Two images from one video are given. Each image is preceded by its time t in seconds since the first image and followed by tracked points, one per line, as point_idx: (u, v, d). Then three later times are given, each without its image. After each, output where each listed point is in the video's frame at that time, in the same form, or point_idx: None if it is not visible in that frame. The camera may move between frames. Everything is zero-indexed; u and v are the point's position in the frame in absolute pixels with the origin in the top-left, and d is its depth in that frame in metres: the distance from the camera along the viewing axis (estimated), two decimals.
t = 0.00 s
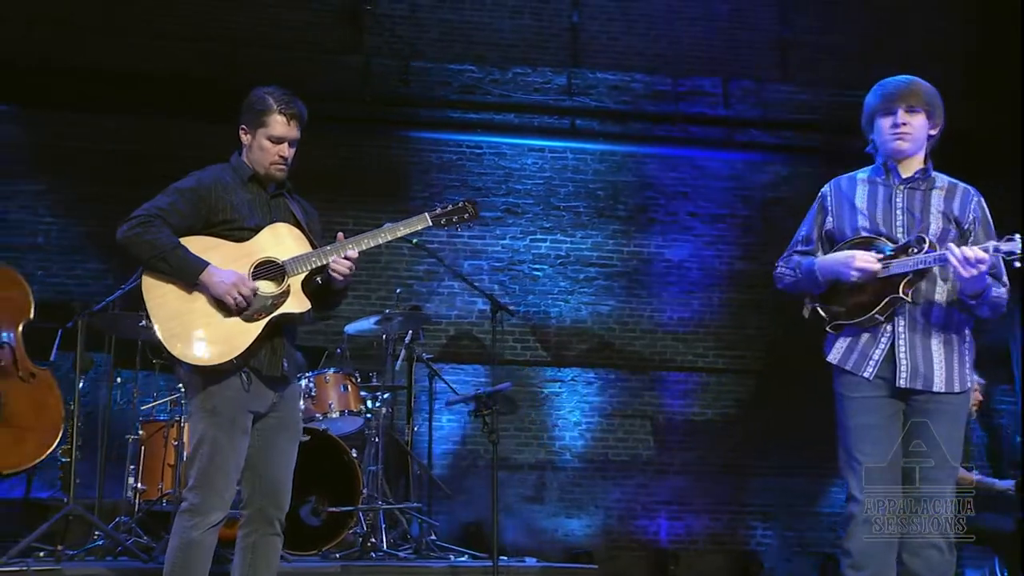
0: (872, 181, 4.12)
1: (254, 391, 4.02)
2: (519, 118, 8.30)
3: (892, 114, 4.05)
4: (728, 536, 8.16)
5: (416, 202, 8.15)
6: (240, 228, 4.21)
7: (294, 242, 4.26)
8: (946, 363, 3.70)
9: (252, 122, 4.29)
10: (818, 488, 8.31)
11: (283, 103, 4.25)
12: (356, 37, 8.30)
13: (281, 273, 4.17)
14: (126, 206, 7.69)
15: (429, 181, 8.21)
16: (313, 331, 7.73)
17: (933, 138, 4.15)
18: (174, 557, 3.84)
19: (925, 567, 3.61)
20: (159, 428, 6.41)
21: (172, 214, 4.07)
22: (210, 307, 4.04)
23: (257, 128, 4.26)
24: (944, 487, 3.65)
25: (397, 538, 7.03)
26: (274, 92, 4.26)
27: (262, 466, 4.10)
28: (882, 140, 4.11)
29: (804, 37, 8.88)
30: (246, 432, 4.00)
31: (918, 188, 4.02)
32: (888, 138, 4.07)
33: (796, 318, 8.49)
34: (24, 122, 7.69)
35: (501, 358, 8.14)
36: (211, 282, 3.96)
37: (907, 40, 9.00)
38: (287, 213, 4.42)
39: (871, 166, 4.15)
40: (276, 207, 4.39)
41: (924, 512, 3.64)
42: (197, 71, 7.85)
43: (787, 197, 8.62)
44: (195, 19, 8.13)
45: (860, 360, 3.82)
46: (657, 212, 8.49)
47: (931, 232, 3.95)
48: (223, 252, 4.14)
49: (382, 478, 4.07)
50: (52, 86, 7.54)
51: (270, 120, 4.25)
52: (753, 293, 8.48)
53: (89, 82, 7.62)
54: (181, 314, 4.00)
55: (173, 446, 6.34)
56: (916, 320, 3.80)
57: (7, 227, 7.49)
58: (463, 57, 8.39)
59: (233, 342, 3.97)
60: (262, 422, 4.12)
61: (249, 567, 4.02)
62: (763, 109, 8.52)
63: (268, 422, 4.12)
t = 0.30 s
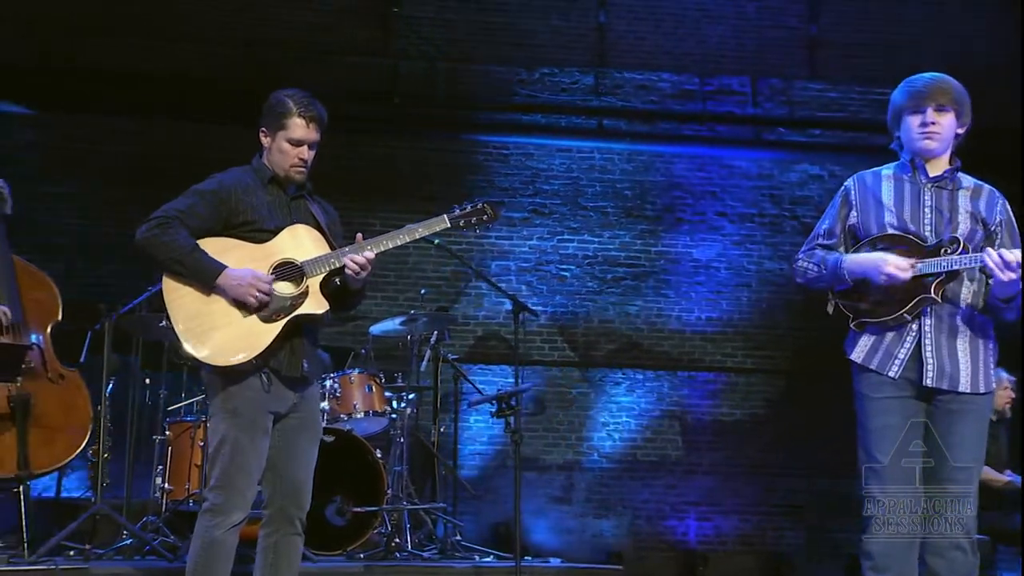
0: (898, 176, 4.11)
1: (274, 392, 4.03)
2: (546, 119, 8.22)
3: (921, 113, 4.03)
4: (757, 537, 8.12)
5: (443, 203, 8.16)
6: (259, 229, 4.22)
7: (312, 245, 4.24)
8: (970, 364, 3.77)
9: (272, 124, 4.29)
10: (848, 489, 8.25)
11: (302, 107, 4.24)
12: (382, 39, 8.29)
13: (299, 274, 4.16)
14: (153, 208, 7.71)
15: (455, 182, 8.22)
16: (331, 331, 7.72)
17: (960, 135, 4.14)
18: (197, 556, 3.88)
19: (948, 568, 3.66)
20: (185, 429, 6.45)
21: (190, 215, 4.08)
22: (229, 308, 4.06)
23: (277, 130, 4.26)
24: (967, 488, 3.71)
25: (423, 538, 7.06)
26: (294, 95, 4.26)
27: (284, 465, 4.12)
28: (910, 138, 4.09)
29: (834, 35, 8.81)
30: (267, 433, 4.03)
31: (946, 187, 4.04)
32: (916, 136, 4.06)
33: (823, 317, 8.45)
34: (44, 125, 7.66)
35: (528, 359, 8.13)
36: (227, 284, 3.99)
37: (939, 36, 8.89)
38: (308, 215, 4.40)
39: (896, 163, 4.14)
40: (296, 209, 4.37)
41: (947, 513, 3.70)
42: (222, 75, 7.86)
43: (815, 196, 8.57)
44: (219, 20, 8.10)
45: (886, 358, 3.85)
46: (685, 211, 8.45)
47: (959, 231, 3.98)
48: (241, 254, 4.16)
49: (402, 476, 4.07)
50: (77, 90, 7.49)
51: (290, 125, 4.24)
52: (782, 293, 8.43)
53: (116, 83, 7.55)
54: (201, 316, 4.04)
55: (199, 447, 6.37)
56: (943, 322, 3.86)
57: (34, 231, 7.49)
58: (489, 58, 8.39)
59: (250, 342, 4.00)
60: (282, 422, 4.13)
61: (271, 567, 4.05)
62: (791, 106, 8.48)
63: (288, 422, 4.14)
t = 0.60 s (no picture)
0: (912, 173, 4.05)
1: (286, 391, 4.04)
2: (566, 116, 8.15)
3: (932, 107, 3.97)
4: (780, 537, 8.08)
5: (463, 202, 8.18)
6: (272, 229, 4.22)
7: (324, 244, 4.25)
8: (984, 361, 3.72)
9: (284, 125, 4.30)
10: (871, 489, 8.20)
11: (313, 106, 4.24)
12: (402, 39, 8.28)
13: (311, 273, 4.18)
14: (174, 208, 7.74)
15: (475, 181, 8.21)
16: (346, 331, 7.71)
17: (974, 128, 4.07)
18: (211, 554, 3.90)
19: (962, 568, 3.61)
20: (204, 428, 6.49)
21: (203, 215, 4.08)
22: (242, 310, 4.07)
23: (287, 131, 4.27)
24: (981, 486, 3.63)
25: (441, 538, 7.08)
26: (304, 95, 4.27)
27: (297, 463, 4.14)
28: (923, 133, 4.02)
29: (856, 31, 8.75)
30: (280, 431, 4.05)
31: (959, 182, 3.98)
32: (928, 132, 4.00)
33: (844, 315, 8.40)
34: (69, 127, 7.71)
35: (549, 358, 8.11)
36: (242, 286, 4.01)
37: (963, 32, 8.82)
38: (320, 215, 4.42)
39: (910, 160, 4.09)
40: (308, 209, 4.39)
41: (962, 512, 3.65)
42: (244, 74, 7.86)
43: (838, 194, 8.52)
44: (239, 21, 8.11)
45: (898, 357, 3.81)
46: (706, 210, 8.42)
47: (973, 226, 3.92)
48: (254, 254, 4.18)
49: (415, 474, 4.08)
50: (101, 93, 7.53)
51: (300, 123, 4.25)
52: (804, 292, 8.38)
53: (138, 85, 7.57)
54: (214, 317, 4.05)
55: (219, 446, 6.42)
56: (956, 320, 3.82)
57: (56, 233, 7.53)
58: (509, 58, 8.38)
59: (264, 342, 4.02)
60: (296, 421, 4.15)
61: (285, 566, 4.06)
62: (813, 103, 8.44)
63: (302, 421, 4.16)
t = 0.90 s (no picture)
0: (933, 174, 3.92)
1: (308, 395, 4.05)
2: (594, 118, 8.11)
3: (948, 105, 3.81)
4: (811, 539, 8.05)
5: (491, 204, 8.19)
6: (292, 231, 4.24)
7: (341, 245, 4.27)
8: (1007, 361, 3.55)
9: (307, 128, 4.33)
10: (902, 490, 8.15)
11: (335, 110, 4.27)
12: (429, 40, 8.22)
13: (332, 275, 4.19)
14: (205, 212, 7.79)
15: (503, 183, 8.19)
16: (374, 333, 7.57)
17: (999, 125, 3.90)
18: (235, 556, 3.90)
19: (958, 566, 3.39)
20: (231, 430, 6.54)
21: (224, 219, 4.11)
22: (262, 312, 4.08)
23: (309, 134, 4.30)
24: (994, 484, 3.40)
25: (468, 539, 7.11)
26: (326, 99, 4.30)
27: (318, 466, 4.14)
28: (941, 132, 3.87)
29: (886, 29, 8.67)
30: (302, 434, 4.05)
31: (981, 181, 3.82)
32: (946, 131, 3.84)
33: (874, 316, 8.35)
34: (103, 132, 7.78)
35: (578, 361, 8.08)
36: (260, 288, 4.02)
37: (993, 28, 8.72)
38: (341, 218, 4.43)
39: (931, 159, 3.95)
40: (330, 211, 4.40)
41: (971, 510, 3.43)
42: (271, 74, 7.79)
43: (868, 193, 8.47)
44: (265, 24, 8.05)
45: (917, 359, 3.72)
46: (733, 211, 8.37)
47: (995, 226, 3.75)
48: (274, 256, 4.19)
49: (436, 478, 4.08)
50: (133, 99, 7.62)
51: (323, 127, 4.27)
52: (833, 293, 8.35)
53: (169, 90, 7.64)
54: (237, 318, 4.07)
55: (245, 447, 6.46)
56: (976, 320, 3.69)
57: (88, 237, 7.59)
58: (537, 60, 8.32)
59: (284, 344, 4.02)
60: (316, 422, 4.16)
61: (307, 566, 4.06)
62: (843, 102, 8.32)
63: (323, 422, 4.16)
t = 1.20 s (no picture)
0: (966, 177, 3.80)
1: (337, 399, 3.84)
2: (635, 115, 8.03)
3: (977, 112, 3.59)
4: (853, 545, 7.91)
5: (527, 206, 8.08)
6: (321, 234, 4.01)
7: (371, 248, 4.03)
8: None
9: (335, 130, 4.11)
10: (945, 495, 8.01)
11: (364, 112, 4.04)
12: (463, 40, 8.10)
13: (360, 279, 3.95)
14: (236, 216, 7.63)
15: (539, 184, 8.06)
16: (408, 337, 7.65)
17: None
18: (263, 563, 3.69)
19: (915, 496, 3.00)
20: (262, 434, 6.52)
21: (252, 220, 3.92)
22: (292, 314, 3.89)
23: (337, 136, 4.08)
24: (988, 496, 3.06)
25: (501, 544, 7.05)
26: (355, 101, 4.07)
27: (346, 470, 3.94)
28: (972, 134, 3.67)
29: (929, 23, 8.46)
30: (330, 438, 3.85)
31: (1013, 179, 3.67)
32: (976, 136, 3.64)
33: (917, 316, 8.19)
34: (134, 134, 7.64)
35: (616, 364, 7.98)
36: (288, 289, 3.82)
37: None
38: (370, 222, 4.19)
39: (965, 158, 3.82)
40: (358, 215, 4.17)
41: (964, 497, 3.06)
42: (305, 80, 7.80)
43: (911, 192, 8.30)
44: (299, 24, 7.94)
45: (944, 363, 3.62)
46: (773, 211, 8.23)
47: None
48: (303, 260, 3.97)
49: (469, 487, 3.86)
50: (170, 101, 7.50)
51: (350, 129, 4.04)
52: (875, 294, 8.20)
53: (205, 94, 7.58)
54: (264, 322, 3.88)
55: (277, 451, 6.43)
56: (1004, 324, 3.57)
57: (124, 241, 7.46)
58: (573, 59, 8.17)
59: (313, 346, 3.82)
60: (345, 427, 3.95)
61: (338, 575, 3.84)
62: (884, 100, 8.22)
63: (352, 427, 3.95)
